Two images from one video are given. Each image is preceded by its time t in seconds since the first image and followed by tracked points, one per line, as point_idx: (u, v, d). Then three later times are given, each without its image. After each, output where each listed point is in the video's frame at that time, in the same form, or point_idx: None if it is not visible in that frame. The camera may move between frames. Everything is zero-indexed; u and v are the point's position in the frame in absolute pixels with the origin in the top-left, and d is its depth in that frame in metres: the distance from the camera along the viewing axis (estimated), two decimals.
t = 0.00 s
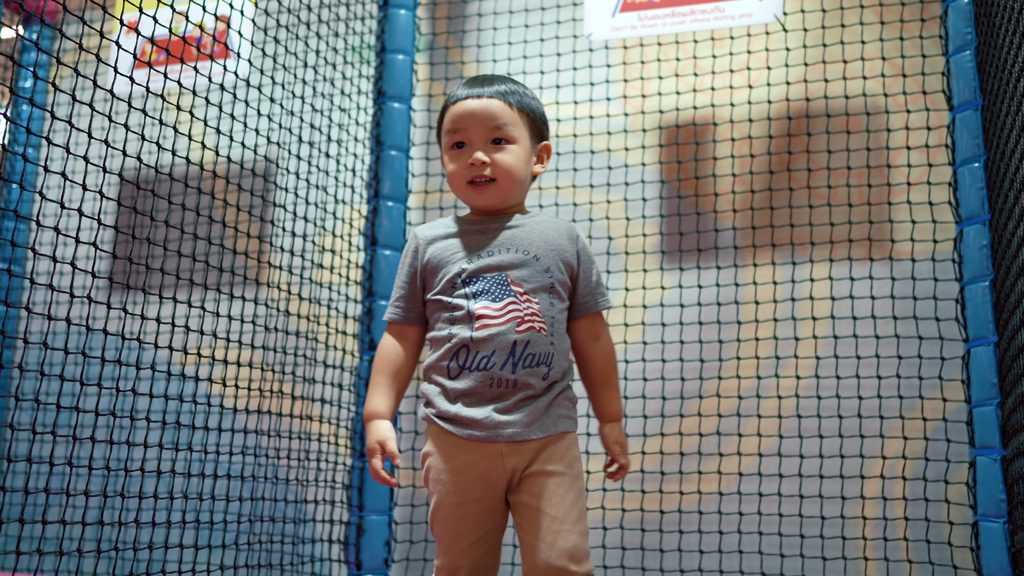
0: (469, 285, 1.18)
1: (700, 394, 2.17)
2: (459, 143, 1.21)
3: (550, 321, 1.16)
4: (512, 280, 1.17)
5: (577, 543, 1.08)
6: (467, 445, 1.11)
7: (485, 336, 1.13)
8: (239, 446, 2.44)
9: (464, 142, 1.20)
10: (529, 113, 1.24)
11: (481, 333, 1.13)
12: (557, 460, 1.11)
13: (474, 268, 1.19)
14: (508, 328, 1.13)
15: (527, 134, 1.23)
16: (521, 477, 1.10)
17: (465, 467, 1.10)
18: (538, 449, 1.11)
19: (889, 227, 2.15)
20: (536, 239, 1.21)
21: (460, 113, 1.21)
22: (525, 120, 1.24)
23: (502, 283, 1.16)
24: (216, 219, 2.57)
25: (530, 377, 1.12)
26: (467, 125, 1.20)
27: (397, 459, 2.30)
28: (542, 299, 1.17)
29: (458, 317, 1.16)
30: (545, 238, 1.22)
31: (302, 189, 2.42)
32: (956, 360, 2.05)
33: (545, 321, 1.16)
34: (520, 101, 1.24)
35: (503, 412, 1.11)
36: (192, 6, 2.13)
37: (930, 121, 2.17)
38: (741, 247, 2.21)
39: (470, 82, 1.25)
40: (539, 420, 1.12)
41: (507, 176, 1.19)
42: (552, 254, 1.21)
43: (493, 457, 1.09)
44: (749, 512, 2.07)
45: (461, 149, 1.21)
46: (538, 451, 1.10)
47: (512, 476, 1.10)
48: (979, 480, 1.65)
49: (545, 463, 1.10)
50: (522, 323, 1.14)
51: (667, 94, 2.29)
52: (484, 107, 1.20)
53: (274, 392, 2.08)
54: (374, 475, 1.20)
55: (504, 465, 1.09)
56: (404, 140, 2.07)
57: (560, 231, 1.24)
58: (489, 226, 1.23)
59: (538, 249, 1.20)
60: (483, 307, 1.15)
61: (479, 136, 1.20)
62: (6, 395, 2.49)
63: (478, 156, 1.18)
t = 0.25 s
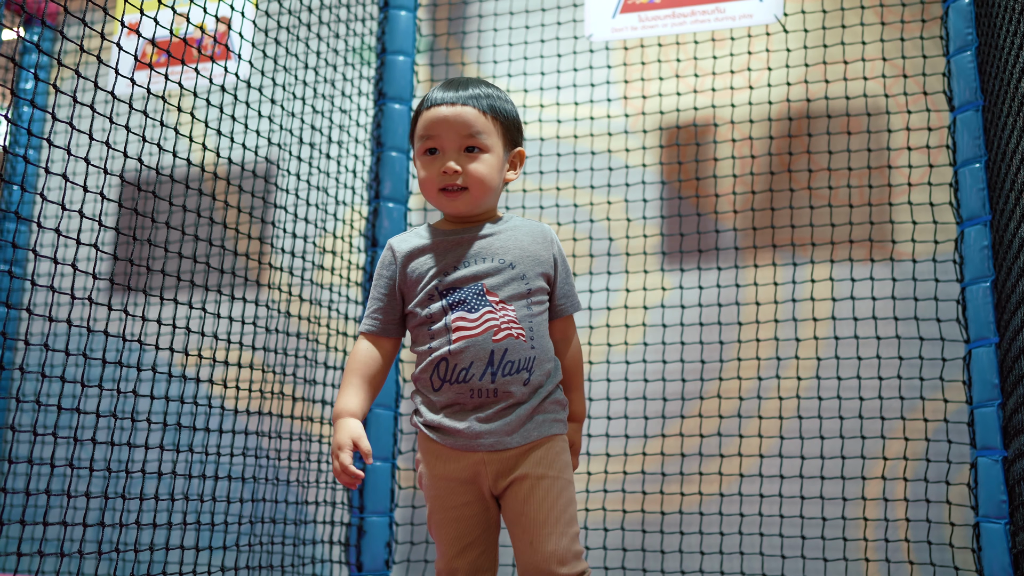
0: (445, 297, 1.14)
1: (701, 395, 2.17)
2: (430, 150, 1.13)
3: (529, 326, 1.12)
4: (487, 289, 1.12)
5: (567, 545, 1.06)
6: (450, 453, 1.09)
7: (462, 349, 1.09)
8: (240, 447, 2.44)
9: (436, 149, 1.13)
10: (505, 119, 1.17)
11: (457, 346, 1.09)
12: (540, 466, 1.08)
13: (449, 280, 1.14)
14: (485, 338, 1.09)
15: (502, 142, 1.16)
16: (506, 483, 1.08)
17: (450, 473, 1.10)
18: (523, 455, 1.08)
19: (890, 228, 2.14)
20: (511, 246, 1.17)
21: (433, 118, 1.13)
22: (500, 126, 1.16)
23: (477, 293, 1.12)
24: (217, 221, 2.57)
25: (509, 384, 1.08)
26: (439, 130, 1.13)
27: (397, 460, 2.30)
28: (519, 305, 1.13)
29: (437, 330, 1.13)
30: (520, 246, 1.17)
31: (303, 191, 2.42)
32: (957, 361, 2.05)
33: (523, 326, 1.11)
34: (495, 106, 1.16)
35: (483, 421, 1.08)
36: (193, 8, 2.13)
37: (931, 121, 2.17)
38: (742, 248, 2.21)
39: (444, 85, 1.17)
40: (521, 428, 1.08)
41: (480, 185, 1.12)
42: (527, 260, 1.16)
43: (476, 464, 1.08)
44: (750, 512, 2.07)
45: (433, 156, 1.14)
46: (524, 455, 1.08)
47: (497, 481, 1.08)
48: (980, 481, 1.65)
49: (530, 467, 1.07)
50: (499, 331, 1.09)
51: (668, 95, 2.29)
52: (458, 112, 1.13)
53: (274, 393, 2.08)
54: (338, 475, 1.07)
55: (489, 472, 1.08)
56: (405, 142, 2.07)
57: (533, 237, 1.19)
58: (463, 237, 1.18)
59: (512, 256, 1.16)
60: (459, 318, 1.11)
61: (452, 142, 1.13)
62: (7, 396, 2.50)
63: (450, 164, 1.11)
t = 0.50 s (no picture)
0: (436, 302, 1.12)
1: (701, 397, 2.17)
2: (414, 147, 1.12)
3: (522, 326, 1.10)
4: (477, 291, 1.10)
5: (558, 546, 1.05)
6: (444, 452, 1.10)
7: (454, 356, 1.09)
8: (240, 448, 2.44)
9: (420, 145, 1.12)
10: (488, 111, 1.15)
11: (448, 353, 1.09)
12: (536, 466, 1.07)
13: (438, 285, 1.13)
14: (476, 344, 1.08)
15: (487, 134, 1.14)
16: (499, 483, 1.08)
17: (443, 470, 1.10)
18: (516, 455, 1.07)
19: (890, 229, 2.14)
20: (501, 243, 1.14)
21: (415, 115, 1.12)
22: (484, 119, 1.15)
23: (467, 297, 1.10)
24: (217, 221, 2.57)
25: (502, 389, 1.08)
26: (422, 126, 1.11)
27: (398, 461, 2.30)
28: (511, 306, 1.11)
29: (429, 335, 1.12)
30: (510, 241, 1.14)
31: (303, 192, 2.43)
32: (957, 362, 2.05)
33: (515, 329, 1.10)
34: (478, 97, 1.15)
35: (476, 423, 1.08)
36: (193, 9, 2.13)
37: (931, 123, 2.17)
38: (742, 249, 2.21)
39: (425, 79, 1.16)
40: (516, 427, 1.08)
41: (466, 179, 1.11)
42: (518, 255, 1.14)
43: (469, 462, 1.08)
44: (751, 514, 2.07)
45: (417, 153, 1.12)
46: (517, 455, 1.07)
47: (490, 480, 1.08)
48: (980, 482, 1.65)
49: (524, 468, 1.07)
50: (489, 336, 1.07)
51: (668, 97, 2.29)
52: (440, 106, 1.12)
53: (274, 395, 2.08)
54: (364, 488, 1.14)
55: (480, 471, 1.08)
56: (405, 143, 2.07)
57: (522, 230, 1.16)
58: (452, 236, 1.16)
59: (500, 254, 1.13)
60: (450, 323, 1.10)
61: (436, 138, 1.12)
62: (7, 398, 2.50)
63: (434, 161, 1.10)
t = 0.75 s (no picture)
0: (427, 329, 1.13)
1: (700, 399, 2.17)
2: (409, 175, 1.10)
3: (507, 358, 1.08)
4: (463, 321, 1.10)
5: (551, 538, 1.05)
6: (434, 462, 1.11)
7: (440, 384, 1.10)
8: (239, 450, 2.45)
9: (415, 174, 1.10)
10: (483, 133, 1.13)
11: (435, 382, 1.10)
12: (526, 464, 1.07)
13: (428, 312, 1.13)
14: (459, 374, 1.08)
15: (483, 157, 1.12)
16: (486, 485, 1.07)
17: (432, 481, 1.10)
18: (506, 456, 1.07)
19: (890, 231, 2.14)
20: (493, 270, 1.12)
21: (409, 142, 1.10)
22: (479, 143, 1.12)
23: (453, 326, 1.10)
24: (216, 223, 2.57)
25: (486, 419, 1.07)
26: (416, 155, 1.09)
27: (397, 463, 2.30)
28: (498, 334, 1.09)
29: (422, 360, 1.14)
30: (503, 268, 1.12)
31: (302, 194, 2.43)
32: (957, 364, 2.05)
33: (501, 359, 1.08)
34: (473, 120, 1.13)
35: (461, 441, 1.08)
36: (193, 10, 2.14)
37: (930, 125, 2.17)
38: (742, 251, 2.21)
39: (419, 100, 1.14)
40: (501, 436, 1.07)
41: (463, 207, 1.09)
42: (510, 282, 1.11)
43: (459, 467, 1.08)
44: (750, 516, 2.07)
45: (412, 181, 1.10)
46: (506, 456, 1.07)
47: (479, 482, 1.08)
48: (980, 484, 1.65)
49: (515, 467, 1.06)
50: (473, 367, 1.07)
51: (668, 99, 2.30)
52: (434, 133, 1.09)
53: (274, 397, 2.08)
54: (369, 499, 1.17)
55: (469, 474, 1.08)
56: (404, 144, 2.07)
57: (516, 255, 1.13)
58: (449, 262, 1.14)
59: (490, 283, 1.11)
60: (438, 352, 1.11)
61: (431, 165, 1.10)
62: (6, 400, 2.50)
63: (429, 189, 1.08)
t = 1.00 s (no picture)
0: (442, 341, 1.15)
1: (700, 400, 2.17)
2: (439, 191, 1.11)
3: (517, 372, 1.09)
4: (474, 333, 1.12)
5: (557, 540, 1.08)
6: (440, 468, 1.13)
7: (450, 396, 1.11)
8: (239, 452, 2.45)
9: (446, 190, 1.10)
10: (516, 153, 1.13)
11: (444, 392, 1.12)
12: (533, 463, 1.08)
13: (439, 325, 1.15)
14: (468, 386, 1.10)
15: (513, 177, 1.13)
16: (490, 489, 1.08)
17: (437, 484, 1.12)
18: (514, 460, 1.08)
19: (889, 232, 2.14)
20: (506, 284, 1.13)
21: (443, 159, 1.09)
22: (511, 159, 1.12)
23: (465, 338, 1.12)
24: (216, 225, 2.57)
25: (494, 432, 1.08)
26: (449, 173, 1.09)
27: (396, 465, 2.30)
28: (508, 347, 1.10)
29: (437, 370, 1.16)
30: (516, 282, 1.12)
31: (302, 196, 2.43)
32: (957, 365, 2.05)
33: (511, 372, 1.09)
34: (507, 138, 1.12)
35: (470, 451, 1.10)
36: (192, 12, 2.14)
37: (930, 125, 2.17)
38: (741, 252, 2.21)
39: (453, 113, 1.13)
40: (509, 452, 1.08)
41: (493, 227, 1.10)
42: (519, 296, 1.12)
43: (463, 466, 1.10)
44: (750, 517, 2.07)
45: (443, 198, 1.11)
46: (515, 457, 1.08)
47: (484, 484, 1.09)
48: (980, 485, 1.65)
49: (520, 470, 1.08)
50: (481, 379, 1.09)
51: (667, 100, 2.30)
52: (469, 153, 1.09)
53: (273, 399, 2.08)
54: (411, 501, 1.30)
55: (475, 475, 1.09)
56: (404, 146, 2.06)
57: (530, 264, 1.13)
58: (469, 274, 1.15)
59: (505, 297, 1.12)
60: (449, 363, 1.13)
61: (462, 184, 1.10)
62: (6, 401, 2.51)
63: (461, 210, 1.08)
